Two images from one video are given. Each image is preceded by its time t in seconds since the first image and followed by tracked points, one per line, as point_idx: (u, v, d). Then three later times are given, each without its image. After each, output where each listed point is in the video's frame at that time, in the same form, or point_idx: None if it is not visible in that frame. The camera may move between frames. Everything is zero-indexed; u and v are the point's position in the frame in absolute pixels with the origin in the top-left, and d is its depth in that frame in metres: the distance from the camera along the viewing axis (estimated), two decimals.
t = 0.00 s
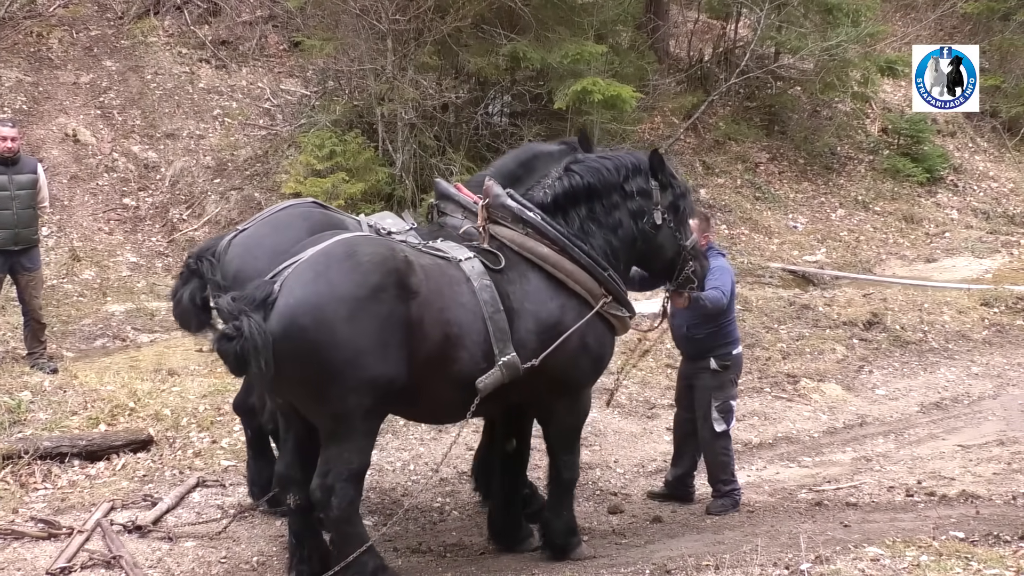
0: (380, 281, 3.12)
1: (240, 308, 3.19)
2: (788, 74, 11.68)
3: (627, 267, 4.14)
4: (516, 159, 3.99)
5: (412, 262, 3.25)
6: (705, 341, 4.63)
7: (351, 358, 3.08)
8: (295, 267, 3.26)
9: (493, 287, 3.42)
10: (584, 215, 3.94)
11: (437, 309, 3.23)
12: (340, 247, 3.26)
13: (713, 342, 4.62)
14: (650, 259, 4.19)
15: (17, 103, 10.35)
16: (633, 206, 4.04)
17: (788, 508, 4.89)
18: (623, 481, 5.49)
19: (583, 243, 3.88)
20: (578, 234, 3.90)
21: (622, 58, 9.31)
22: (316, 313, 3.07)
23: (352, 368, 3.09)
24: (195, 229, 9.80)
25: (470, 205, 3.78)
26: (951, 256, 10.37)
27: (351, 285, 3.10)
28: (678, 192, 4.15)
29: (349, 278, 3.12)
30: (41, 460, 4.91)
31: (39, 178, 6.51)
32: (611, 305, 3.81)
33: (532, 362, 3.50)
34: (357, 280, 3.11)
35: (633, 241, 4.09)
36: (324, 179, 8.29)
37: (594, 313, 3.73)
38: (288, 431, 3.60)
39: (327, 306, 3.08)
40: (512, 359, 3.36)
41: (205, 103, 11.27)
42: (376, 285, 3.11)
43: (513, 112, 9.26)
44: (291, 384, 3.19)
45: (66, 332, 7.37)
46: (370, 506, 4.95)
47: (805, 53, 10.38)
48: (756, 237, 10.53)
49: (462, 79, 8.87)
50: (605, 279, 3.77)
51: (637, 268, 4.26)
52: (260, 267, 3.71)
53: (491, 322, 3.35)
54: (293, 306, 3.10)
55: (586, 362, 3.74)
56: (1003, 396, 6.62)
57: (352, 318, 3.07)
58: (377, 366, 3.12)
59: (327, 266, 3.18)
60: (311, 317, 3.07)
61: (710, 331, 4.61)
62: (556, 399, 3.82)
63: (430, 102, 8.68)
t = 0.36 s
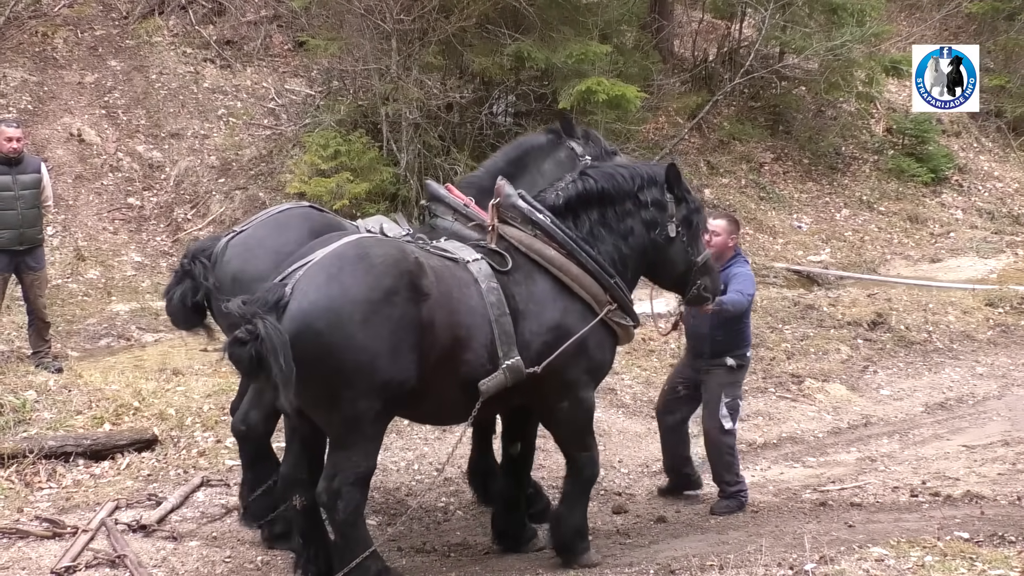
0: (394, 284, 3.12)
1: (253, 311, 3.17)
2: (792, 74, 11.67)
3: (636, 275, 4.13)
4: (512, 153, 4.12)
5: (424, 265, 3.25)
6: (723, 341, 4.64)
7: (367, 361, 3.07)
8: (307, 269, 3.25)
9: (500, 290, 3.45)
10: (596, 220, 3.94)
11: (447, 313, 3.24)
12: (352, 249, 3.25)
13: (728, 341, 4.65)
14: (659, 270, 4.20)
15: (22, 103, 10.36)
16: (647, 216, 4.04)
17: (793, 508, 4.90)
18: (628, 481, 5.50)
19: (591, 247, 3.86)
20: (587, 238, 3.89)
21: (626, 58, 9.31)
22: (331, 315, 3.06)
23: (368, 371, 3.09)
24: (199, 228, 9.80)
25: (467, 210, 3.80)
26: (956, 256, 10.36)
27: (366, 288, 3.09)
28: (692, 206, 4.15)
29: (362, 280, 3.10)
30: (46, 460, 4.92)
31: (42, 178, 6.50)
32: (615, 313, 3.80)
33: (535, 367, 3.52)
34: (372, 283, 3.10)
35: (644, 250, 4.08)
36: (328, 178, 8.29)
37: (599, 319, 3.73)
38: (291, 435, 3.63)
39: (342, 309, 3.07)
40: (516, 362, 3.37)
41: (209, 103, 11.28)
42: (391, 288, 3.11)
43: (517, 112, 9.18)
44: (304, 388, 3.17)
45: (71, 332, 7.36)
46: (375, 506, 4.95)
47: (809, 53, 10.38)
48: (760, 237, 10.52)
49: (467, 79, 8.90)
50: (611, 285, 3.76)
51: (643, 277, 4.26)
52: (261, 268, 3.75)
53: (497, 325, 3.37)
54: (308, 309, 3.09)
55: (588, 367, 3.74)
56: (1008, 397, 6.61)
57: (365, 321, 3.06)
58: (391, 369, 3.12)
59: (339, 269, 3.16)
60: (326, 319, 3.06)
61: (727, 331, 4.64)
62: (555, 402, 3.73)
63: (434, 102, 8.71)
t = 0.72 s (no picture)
0: (410, 285, 3.13)
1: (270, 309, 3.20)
2: (798, 74, 11.66)
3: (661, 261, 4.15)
4: (528, 155, 4.08)
5: (443, 266, 3.25)
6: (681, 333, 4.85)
7: (380, 361, 3.08)
8: (325, 270, 3.26)
9: (528, 290, 3.44)
10: (617, 213, 3.95)
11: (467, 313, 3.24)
12: (372, 250, 3.27)
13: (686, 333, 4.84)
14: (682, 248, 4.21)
15: (28, 103, 10.37)
16: (663, 203, 4.04)
17: (797, 508, 4.92)
18: (633, 481, 5.50)
19: (618, 243, 3.89)
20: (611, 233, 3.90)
21: (631, 58, 9.30)
22: (349, 315, 3.07)
23: (381, 371, 3.09)
24: (205, 228, 9.80)
25: (485, 217, 3.79)
26: (961, 256, 10.35)
27: (382, 289, 3.10)
28: (704, 178, 4.13)
29: (381, 282, 3.11)
30: (51, 459, 4.92)
31: (47, 178, 6.51)
32: (646, 305, 3.81)
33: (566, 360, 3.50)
34: (387, 284, 3.11)
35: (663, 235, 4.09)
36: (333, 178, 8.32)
37: (627, 318, 3.72)
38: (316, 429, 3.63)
39: (357, 309, 3.08)
40: (549, 360, 3.35)
41: (214, 103, 11.28)
42: (407, 288, 3.11)
43: (522, 112, 9.21)
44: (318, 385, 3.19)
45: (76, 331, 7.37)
46: (380, 506, 4.94)
47: (814, 53, 10.37)
48: (765, 237, 10.53)
49: (472, 79, 8.86)
50: (642, 279, 3.77)
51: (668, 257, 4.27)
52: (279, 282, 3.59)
53: (525, 325, 3.36)
54: (326, 309, 3.10)
55: (615, 366, 3.74)
56: (1014, 397, 6.59)
57: (383, 321, 3.07)
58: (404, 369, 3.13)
59: (359, 270, 3.17)
60: (341, 319, 3.07)
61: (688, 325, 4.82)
62: (583, 397, 3.72)
63: (439, 102, 8.72)
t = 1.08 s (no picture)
0: (475, 285, 3.12)
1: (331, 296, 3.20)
2: (801, 74, 11.64)
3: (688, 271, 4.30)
4: (576, 152, 4.09)
5: (507, 268, 3.26)
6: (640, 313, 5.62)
7: (435, 358, 3.07)
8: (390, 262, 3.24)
9: (586, 287, 3.51)
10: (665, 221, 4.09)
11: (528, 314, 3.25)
12: (437, 247, 3.24)
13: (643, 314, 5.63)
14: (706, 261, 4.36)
15: (31, 104, 10.38)
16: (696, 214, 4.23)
17: (801, 508, 4.96)
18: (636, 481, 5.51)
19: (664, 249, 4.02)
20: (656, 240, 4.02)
21: (635, 58, 9.29)
22: (414, 312, 3.05)
23: (434, 369, 3.09)
24: (208, 228, 9.80)
25: (543, 203, 3.83)
26: (965, 256, 10.34)
27: (449, 288, 3.09)
28: (727, 196, 4.40)
29: (447, 281, 3.10)
30: (55, 460, 4.93)
31: (51, 178, 6.51)
32: (689, 309, 3.95)
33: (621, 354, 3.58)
34: (454, 283, 3.10)
35: (698, 244, 4.25)
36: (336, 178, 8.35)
37: (676, 316, 3.85)
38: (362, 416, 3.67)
39: (422, 306, 3.06)
40: (608, 355, 3.44)
41: (218, 103, 11.29)
42: (472, 288, 3.11)
43: (526, 112, 9.27)
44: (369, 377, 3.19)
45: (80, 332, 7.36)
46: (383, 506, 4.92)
47: (818, 53, 10.36)
48: (769, 237, 10.53)
49: (475, 79, 8.87)
50: (689, 284, 3.92)
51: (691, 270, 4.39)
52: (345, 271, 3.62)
53: (586, 321, 3.44)
54: (390, 304, 3.08)
55: (665, 361, 3.88)
56: (1018, 397, 6.58)
57: (446, 321, 3.06)
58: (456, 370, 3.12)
59: (424, 268, 3.14)
60: (404, 313, 3.06)
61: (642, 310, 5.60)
62: (630, 393, 3.87)
63: (443, 102, 8.70)
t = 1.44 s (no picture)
0: (557, 300, 3.47)
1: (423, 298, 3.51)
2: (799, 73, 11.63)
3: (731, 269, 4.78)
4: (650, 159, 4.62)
5: (583, 281, 3.59)
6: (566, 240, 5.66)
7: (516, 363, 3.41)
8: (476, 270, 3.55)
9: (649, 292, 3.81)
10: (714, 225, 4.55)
11: (602, 323, 3.58)
12: (520, 261, 3.55)
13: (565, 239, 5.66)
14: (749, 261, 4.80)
15: (29, 104, 10.37)
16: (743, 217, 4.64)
17: (798, 508, 4.99)
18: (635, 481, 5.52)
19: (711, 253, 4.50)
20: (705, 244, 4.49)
21: (633, 58, 9.29)
22: (499, 323, 3.38)
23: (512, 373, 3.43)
24: (206, 228, 9.80)
25: (618, 207, 4.32)
26: (963, 255, 10.35)
27: (534, 303, 3.42)
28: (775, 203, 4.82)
29: (530, 296, 3.43)
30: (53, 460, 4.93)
31: (48, 177, 6.50)
32: (727, 314, 4.42)
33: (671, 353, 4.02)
34: (538, 298, 3.43)
35: (743, 247, 4.70)
36: (335, 179, 8.42)
37: (718, 319, 4.29)
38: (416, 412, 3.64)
39: (509, 318, 3.39)
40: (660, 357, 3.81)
41: (216, 103, 11.29)
42: (554, 302, 3.46)
43: (523, 112, 9.19)
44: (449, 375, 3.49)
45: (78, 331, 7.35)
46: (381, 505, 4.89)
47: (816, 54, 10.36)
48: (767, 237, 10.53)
49: (473, 79, 8.83)
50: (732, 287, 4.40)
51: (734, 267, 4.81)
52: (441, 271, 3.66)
53: (648, 324, 3.75)
54: (478, 313, 3.40)
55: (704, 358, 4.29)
56: (1015, 397, 6.58)
57: (528, 332, 3.40)
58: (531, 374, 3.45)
59: (509, 283, 3.45)
60: (492, 322, 3.38)
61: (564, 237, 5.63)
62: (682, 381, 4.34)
63: (440, 102, 8.71)
